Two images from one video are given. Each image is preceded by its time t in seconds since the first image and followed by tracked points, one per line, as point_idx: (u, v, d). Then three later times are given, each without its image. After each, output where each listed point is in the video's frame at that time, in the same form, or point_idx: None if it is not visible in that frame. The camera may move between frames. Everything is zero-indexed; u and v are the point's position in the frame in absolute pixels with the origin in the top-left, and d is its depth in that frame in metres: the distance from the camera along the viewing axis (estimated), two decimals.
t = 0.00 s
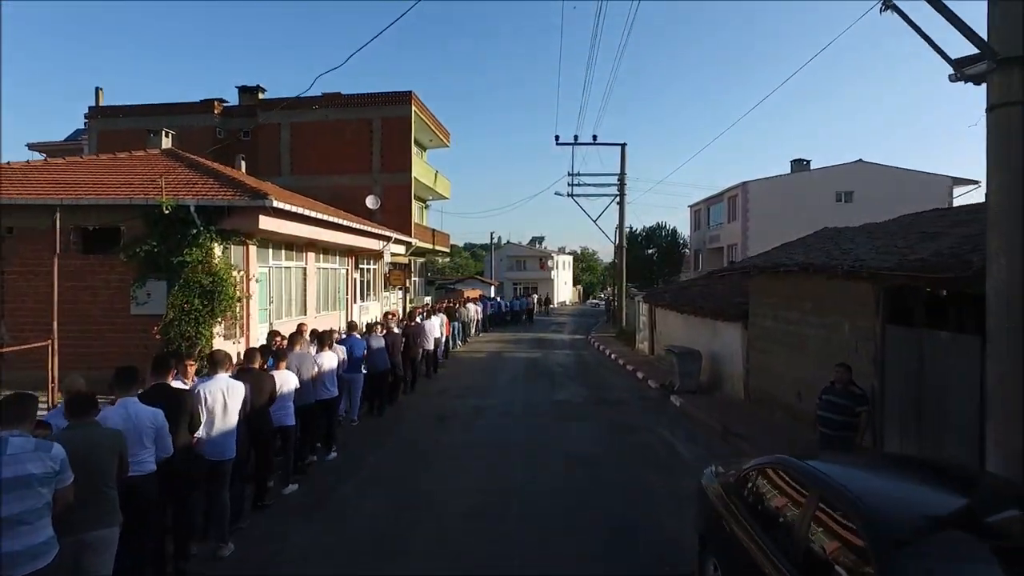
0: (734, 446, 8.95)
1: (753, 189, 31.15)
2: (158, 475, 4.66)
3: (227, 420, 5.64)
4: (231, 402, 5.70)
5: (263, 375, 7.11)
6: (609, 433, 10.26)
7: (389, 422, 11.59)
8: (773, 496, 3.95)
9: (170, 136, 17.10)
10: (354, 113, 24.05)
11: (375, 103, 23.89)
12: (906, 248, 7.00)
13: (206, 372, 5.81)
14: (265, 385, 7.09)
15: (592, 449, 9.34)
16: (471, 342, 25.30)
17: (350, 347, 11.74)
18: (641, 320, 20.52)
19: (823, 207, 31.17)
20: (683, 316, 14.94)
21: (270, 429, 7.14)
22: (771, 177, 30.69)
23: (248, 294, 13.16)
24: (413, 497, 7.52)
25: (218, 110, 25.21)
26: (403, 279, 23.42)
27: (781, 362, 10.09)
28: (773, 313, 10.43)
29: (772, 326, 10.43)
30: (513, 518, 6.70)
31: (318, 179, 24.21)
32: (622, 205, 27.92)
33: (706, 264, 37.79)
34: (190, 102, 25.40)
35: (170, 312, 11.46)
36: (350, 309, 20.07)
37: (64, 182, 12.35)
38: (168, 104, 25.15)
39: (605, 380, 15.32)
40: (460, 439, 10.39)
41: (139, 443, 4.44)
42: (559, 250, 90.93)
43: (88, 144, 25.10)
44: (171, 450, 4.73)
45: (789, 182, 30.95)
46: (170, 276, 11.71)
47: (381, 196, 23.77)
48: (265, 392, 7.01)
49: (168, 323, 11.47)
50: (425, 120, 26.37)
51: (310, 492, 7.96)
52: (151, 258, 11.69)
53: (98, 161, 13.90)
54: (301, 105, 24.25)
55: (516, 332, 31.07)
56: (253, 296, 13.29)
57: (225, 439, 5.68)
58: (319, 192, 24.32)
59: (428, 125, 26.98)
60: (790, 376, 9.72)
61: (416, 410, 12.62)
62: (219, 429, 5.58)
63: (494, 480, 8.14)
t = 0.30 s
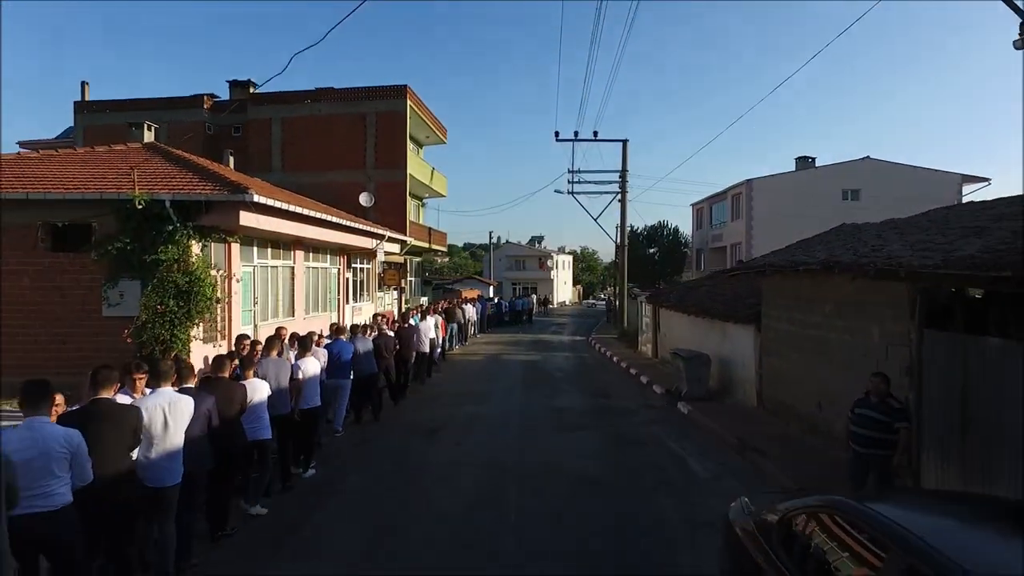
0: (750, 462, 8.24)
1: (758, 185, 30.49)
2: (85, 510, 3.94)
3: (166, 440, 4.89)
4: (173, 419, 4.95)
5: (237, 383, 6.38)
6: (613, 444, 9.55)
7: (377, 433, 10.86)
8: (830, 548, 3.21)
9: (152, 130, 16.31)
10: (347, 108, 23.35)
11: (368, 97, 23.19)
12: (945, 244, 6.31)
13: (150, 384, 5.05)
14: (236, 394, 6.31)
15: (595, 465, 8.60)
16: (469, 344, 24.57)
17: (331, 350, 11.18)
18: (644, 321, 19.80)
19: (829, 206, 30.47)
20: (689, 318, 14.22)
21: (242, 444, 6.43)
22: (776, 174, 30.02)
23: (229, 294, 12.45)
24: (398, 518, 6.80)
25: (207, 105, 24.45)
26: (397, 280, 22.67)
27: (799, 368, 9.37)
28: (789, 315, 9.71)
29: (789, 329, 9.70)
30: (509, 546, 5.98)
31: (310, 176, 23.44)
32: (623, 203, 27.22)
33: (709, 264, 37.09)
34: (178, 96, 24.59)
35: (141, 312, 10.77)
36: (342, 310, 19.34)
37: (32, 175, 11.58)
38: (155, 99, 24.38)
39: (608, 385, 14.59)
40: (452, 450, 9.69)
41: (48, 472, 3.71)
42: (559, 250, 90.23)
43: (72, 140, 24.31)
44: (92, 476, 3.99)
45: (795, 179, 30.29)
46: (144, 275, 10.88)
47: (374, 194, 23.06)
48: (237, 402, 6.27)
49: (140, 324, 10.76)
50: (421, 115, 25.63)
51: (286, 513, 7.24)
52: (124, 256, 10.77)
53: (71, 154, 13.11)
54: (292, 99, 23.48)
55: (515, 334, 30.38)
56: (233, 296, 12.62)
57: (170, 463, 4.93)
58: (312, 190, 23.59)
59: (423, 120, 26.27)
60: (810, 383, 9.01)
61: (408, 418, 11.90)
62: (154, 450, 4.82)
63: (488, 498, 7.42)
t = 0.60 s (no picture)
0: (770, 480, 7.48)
1: (763, 182, 29.73)
2: None
3: (71, 473, 4.11)
4: (76, 447, 4.12)
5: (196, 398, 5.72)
6: (618, 458, 8.77)
7: (364, 445, 10.11)
8: None
9: (131, 122, 15.53)
10: (339, 102, 22.58)
11: (361, 90, 22.42)
12: (999, 237, 5.54)
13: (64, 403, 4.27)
14: (193, 410, 5.64)
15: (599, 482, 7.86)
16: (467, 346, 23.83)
17: (314, 355, 10.56)
18: (647, 323, 19.07)
19: (836, 203, 29.69)
20: (697, 320, 13.48)
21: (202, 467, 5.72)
22: (781, 171, 29.28)
23: (206, 293, 11.79)
24: (381, 546, 6.03)
25: (196, 99, 23.64)
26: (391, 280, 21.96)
27: (821, 376, 8.62)
28: (808, 318, 8.97)
29: (809, 333, 8.96)
30: None
31: (301, 173, 22.67)
32: (625, 199, 26.43)
33: (712, 263, 36.33)
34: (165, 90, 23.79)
35: (110, 315, 9.89)
36: (333, 312, 18.59)
37: None
38: (141, 93, 23.58)
39: (610, 392, 13.84)
40: (443, 464, 8.92)
41: None
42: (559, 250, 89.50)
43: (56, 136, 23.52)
44: None
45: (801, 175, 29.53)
46: (114, 275, 10.06)
47: (367, 190, 22.28)
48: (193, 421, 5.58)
49: (108, 328, 9.87)
50: (417, 110, 24.90)
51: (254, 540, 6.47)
52: (90, 253, 10.01)
53: (42, 147, 12.31)
54: (283, 93, 22.71)
55: (514, 335, 29.64)
56: (208, 298, 11.76)
57: (87, 496, 4.16)
58: (302, 187, 22.79)
59: (419, 115, 25.48)
60: (833, 392, 8.26)
61: (398, 428, 11.14)
62: (63, 484, 4.08)
63: (482, 521, 6.67)
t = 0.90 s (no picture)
0: (794, 502, 6.68)
1: (768, 180, 28.94)
2: None
3: None
4: None
5: (129, 417, 4.91)
6: (621, 475, 7.98)
7: (347, 458, 9.31)
8: None
9: (107, 113, 14.73)
10: (331, 95, 21.79)
11: (353, 83, 21.62)
12: None
13: None
14: (128, 430, 4.85)
15: (602, 501, 7.06)
16: (463, 348, 23.05)
17: (297, 361, 9.76)
18: (650, 325, 18.27)
19: (842, 201, 28.90)
20: (705, 323, 12.68)
21: (139, 494, 4.91)
22: (786, 169, 28.46)
23: (179, 291, 11.03)
24: None
25: (184, 93, 22.65)
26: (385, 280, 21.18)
27: (847, 384, 7.83)
28: (832, 320, 8.17)
29: (832, 337, 8.16)
30: None
31: (291, 169, 21.88)
32: (627, 197, 25.63)
33: (715, 263, 35.54)
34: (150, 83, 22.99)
35: (70, 319, 9.04)
36: (321, 313, 17.81)
37: None
38: (126, 87, 22.79)
39: (613, 399, 13.05)
40: (431, 481, 8.12)
41: None
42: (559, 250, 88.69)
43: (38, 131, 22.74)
44: None
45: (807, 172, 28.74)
46: (76, 275, 9.24)
47: (360, 186, 21.48)
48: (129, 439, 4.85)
49: (68, 333, 9.01)
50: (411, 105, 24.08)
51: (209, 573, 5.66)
52: (50, 251, 9.19)
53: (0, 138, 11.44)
54: (272, 86, 21.90)
55: (513, 336, 28.85)
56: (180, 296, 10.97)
57: None
58: (292, 184, 21.98)
59: (414, 109, 24.69)
60: (862, 402, 7.46)
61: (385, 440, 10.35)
62: None
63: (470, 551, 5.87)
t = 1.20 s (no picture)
0: (829, 530, 5.90)
1: (774, 177, 28.09)
2: None
3: None
4: None
5: (48, 445, 4.38)
6: (630, 496, 7.20)
7: (329, 475, 8.54)
8: None
9: (80, 104, 13.91)
10: (322, 88, 20.98)
11: (345, 75, 20.81)
12: None
13: None
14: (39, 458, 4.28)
15: (608, 527, 6.28)
16: (460, 351, 22.26)
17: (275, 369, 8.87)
18: (655, 327, 17.47)
19: (850, 198, 28.09)
20: (714, 326, 11.89)
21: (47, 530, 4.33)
22: (794, 165, 27.62)
23: (149, 291, 10.22)
24: None
25: (168, 85, 21.87)
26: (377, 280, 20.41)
27: (882, 395, 7.02)
28: (863, 326, 7.36)
29: (864, 343, 7.35)
30: None
31: (281, 164, 21.06)
32: (629, 194, 24.81)
33: (718, 262, 34.77)
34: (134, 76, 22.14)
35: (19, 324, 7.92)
36: (310, 315, 17.02)
37: None
38: (109, 80, 21.93)
39: (617, 407, 12.26)
40: (420, 502, 7.35)
41: None
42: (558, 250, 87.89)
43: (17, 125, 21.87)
44: None
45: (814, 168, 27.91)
46: (29, 275, 8.30)
47: (351, 183, 20.67)
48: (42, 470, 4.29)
49: (18, 339, 7.90)
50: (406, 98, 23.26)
51: None
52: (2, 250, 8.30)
53: None
54: (261, 78, 21.07)
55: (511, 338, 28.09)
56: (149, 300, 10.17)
57: None
58: (282, 180, 21.16)
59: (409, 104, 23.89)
60: (900, 416, 6.69)
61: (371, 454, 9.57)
62: None
63: None
